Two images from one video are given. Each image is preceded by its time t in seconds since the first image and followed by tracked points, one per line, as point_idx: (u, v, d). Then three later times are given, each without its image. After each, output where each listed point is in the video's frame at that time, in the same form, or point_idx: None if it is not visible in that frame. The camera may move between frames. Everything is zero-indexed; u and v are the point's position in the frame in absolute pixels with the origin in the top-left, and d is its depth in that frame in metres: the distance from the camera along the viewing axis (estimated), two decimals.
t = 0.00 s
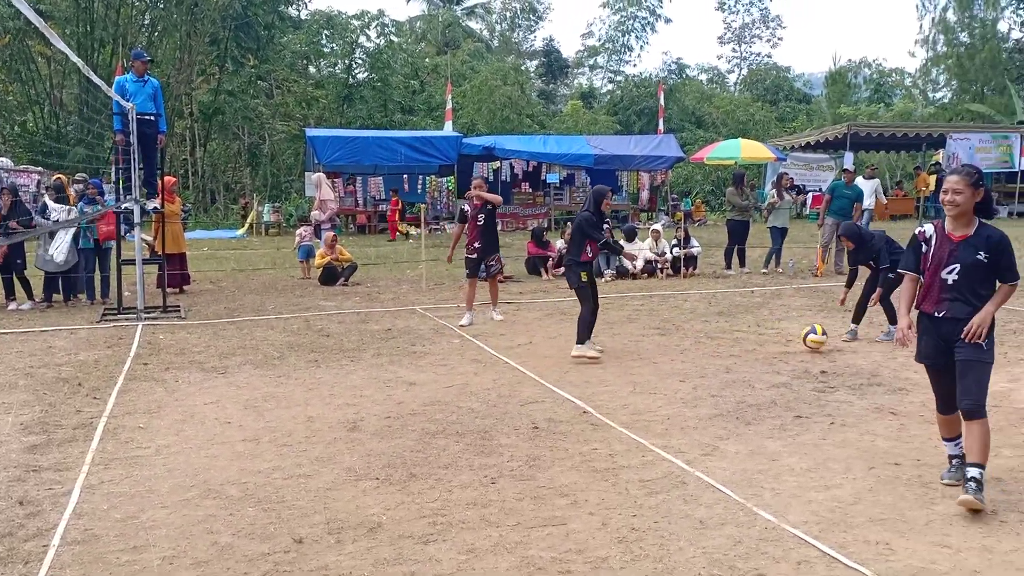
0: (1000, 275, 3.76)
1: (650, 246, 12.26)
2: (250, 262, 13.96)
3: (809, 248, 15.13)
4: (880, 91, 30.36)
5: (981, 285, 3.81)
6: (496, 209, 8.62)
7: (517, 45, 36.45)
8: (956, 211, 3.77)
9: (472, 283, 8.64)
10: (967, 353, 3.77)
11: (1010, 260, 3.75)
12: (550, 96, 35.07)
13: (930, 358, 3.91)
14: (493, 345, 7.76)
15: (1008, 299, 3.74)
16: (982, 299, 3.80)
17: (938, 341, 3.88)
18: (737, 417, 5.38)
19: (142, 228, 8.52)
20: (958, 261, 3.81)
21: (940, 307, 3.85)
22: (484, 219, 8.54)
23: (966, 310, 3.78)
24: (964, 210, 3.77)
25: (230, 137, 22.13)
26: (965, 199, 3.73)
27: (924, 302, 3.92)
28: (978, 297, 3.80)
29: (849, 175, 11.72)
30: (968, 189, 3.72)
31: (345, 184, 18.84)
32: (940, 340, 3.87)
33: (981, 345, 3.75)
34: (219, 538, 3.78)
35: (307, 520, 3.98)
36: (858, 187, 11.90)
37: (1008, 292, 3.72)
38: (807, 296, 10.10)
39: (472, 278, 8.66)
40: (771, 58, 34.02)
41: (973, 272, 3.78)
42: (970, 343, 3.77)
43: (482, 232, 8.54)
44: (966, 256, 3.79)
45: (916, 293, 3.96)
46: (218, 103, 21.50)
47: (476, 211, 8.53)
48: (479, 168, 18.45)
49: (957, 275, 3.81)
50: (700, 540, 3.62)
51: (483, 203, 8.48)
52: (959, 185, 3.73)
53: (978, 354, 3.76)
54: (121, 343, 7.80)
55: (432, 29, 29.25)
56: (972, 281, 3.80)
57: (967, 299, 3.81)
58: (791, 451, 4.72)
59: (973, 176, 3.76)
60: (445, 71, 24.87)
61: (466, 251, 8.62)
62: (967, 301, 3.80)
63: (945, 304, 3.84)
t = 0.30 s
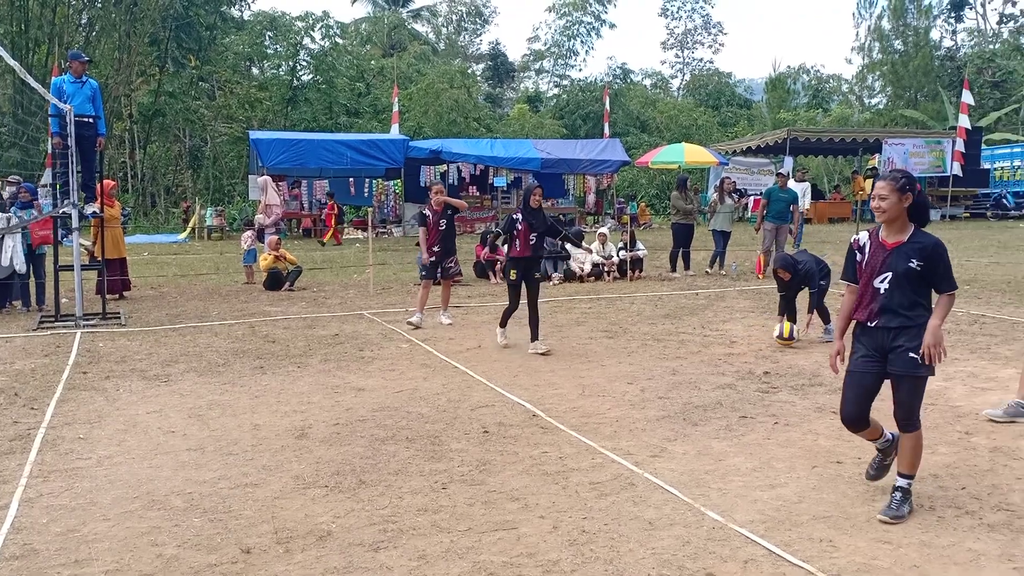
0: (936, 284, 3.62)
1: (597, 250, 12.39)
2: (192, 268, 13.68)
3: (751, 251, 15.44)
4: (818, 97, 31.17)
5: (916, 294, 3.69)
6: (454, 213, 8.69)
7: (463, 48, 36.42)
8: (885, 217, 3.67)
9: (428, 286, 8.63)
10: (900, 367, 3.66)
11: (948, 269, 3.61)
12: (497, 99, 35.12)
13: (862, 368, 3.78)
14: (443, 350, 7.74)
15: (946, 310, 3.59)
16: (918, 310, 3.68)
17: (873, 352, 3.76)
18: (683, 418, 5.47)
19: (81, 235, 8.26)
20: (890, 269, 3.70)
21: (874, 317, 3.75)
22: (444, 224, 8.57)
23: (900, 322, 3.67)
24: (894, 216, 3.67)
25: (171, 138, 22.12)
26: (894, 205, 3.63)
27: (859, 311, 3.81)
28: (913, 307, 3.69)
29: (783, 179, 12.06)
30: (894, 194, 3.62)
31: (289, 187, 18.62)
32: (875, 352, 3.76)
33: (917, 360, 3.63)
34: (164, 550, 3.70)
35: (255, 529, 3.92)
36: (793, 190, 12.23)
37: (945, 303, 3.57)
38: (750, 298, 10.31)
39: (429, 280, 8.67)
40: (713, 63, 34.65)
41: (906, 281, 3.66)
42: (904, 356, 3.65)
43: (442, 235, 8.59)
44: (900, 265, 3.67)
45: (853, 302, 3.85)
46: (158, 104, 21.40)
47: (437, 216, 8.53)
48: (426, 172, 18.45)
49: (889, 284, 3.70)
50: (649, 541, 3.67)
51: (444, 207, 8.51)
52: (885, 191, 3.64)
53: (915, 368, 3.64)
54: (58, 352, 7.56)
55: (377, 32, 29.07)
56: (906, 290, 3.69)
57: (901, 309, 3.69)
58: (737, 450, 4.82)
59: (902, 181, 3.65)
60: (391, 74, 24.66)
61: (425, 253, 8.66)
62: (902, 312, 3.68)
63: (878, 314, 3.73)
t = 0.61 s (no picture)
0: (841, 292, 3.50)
1: (541, 256, 12.43)
2: (127, 276, 13.29)
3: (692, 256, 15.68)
4: (755, 104, 31.88)
5: (827, 306, 3.59)
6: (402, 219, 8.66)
7: (405, 53, 36.18)
8: (791, 229, 3.66)
9: (370, 291, 8.50)
10: (810, 384, 3.57)
11: (854, 277, 3.46)
12: (439, 104, 34.99)
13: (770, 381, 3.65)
14: (387, 358, 7.67)
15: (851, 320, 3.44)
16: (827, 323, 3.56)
17: (786, 366, 3.65)
18: (628, 423, 5.51)
19: (10, 243, 7.95)
20: (800, 281, 3.63)
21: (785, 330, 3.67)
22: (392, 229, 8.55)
23: (808, 335, 3.58)
24: (800, 226, 3.63)
25: (103, 143, 21.45)
26: (797, 216, 3.62)
27: (776, 326, 3.74)
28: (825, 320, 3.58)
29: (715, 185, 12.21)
30: (794, 207, 3.63)
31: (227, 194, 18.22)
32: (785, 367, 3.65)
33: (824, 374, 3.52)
34: (100, 569, 3.56)
35: (195, 546, 3.80)
36: (726, 195, 12.38)
37: (847, 313, 3.43)
38: (692, 303, 10.47)
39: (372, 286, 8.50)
40: (654, 70, 35.10)
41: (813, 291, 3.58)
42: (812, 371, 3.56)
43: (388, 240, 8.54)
44: (807, 275, 3.60)
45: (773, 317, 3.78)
46: (91, 108, 20.25)
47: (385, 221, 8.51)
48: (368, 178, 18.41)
49: (799, 295, 3.62)
50: (596, 547, 3.68)
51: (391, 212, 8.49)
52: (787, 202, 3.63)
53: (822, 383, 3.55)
54: None
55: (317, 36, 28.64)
56: (817, 302, 3.59)
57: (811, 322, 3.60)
58: (681, 454, 4.88)
59: (805, 191, 3.63)
60: (332, 79, 24.40)
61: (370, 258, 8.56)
62: (813, 325, 3.59)
63: (788, 325, 3.65)
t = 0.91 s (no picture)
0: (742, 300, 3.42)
1: (487, 258, 12.43)
2: (60, 283, 12.88)
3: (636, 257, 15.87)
4: (695, 107, 32.45)
5: (736, 312, 3.50)
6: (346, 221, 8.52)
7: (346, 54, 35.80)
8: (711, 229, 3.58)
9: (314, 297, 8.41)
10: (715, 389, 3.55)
11: (754, 286, 3.36)
12: (382, 106, 34.75)
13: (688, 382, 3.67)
14: (332, 362, 7.59)
15: (747, 331, 3.38)
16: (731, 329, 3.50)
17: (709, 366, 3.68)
18: (576, 424, 5.55)
19: None
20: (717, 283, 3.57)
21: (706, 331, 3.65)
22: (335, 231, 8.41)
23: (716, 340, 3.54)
24: (717, 227, 3.54)
25: (34, 146, 20.76)
26: (714, 218, 3.53)
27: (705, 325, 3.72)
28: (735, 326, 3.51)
29: (651, 186, 12.46)
30: (712, 207, 3.54)
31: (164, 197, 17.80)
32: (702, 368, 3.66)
33: (723, 382, 3.50)
34: None
35: (137, 558, 3.71)
36: (662, 196, 12.62)
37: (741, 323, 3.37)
38: (636, 303, 10.59)
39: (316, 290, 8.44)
40: (596, 73, 35.43)
41: (723, 295, 3.52)
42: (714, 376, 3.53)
43: (332, 244, 8.41)
44: (719, 278, 3.53)
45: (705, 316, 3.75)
46: (21, 111, 19.29)
47: (327, 223, 8.36)
48: (310, 180, 18.23)
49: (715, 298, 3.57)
50: (546, 548, 3.69)
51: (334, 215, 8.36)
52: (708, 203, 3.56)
53: (720, 390, 3.51)
54: None
55: (256, 36, 28.15)
56: (728, 307, 3.52)
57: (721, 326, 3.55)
58: (629, 453, 4.93)
59: (725, 191, 3.51)
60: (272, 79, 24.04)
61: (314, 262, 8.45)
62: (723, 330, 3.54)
63: (706, 327, 3.65)
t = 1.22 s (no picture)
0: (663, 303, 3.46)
1: (440, 258, 12.39)
2: None
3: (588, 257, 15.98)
4: (644, 107, 32.82)
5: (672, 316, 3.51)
6: (293, 221, 8.40)
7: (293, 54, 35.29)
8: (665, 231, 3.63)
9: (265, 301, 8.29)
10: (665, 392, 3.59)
11: (666, 290, 3.41)
12: (331, 106, 34.40)
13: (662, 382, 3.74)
14: (285, 365, 7.49)
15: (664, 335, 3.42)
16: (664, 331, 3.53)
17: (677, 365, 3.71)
18: (533, 423, 5.56)
19: None
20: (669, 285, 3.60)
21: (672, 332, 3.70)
22: (282, 232, 8.30)
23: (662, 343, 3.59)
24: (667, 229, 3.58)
25: None
26: (662, 220, 3.58)
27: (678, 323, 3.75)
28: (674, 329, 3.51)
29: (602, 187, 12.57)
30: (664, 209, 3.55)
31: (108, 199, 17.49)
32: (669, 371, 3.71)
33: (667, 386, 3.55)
34: None
35: (87, 567, 3.61)
36: (613, 197, 12.75)
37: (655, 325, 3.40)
38: (591, 303, 10.67)
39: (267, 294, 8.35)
40: (546, 74, 35.56)
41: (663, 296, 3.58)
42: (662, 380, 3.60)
43: (279, 244, 8.30)
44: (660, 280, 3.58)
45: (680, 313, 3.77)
46: None
47: (274, 224, 8.25)
48: (258, 181, 17.96)
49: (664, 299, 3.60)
50: (506, 548, 3.70)
51: (281, 216, 8.22)
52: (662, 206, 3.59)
53: (666, 394, 3.57)
54: None
55: (200, 35, 27.60)
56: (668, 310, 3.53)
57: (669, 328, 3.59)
58: (586, 452, 4.97)
59: (674, 191, 3.52)
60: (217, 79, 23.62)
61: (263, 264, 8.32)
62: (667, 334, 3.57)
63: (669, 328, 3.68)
